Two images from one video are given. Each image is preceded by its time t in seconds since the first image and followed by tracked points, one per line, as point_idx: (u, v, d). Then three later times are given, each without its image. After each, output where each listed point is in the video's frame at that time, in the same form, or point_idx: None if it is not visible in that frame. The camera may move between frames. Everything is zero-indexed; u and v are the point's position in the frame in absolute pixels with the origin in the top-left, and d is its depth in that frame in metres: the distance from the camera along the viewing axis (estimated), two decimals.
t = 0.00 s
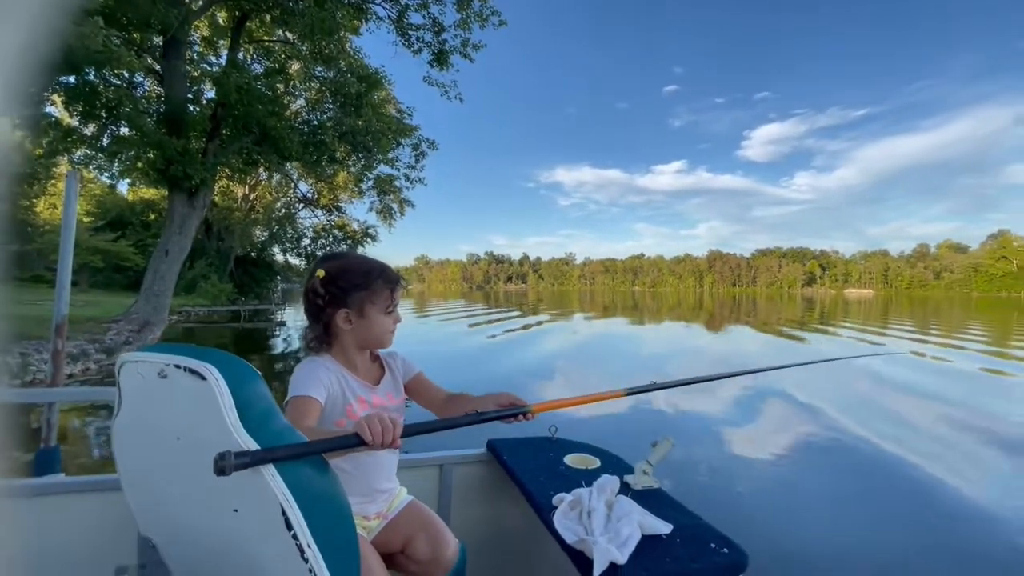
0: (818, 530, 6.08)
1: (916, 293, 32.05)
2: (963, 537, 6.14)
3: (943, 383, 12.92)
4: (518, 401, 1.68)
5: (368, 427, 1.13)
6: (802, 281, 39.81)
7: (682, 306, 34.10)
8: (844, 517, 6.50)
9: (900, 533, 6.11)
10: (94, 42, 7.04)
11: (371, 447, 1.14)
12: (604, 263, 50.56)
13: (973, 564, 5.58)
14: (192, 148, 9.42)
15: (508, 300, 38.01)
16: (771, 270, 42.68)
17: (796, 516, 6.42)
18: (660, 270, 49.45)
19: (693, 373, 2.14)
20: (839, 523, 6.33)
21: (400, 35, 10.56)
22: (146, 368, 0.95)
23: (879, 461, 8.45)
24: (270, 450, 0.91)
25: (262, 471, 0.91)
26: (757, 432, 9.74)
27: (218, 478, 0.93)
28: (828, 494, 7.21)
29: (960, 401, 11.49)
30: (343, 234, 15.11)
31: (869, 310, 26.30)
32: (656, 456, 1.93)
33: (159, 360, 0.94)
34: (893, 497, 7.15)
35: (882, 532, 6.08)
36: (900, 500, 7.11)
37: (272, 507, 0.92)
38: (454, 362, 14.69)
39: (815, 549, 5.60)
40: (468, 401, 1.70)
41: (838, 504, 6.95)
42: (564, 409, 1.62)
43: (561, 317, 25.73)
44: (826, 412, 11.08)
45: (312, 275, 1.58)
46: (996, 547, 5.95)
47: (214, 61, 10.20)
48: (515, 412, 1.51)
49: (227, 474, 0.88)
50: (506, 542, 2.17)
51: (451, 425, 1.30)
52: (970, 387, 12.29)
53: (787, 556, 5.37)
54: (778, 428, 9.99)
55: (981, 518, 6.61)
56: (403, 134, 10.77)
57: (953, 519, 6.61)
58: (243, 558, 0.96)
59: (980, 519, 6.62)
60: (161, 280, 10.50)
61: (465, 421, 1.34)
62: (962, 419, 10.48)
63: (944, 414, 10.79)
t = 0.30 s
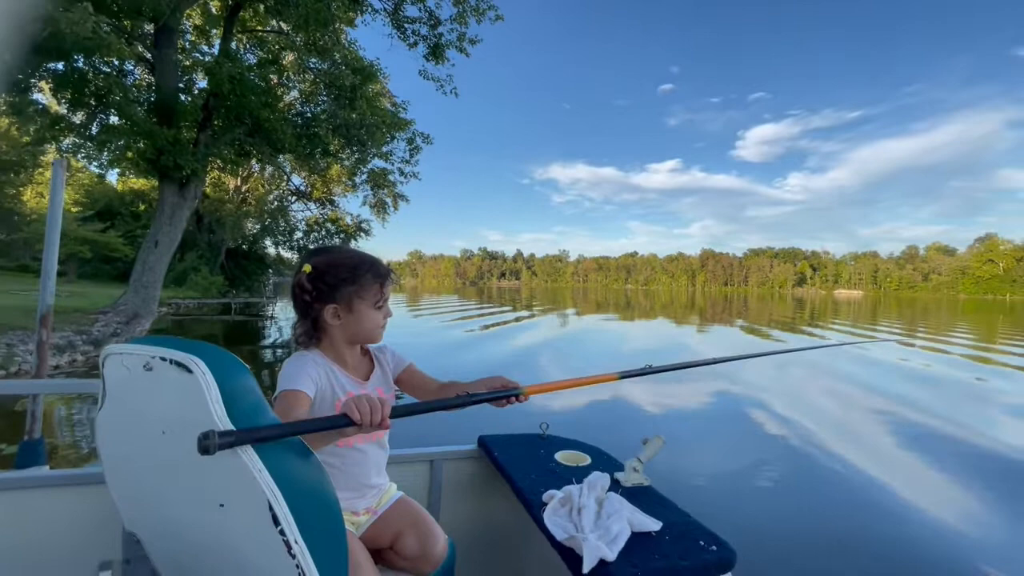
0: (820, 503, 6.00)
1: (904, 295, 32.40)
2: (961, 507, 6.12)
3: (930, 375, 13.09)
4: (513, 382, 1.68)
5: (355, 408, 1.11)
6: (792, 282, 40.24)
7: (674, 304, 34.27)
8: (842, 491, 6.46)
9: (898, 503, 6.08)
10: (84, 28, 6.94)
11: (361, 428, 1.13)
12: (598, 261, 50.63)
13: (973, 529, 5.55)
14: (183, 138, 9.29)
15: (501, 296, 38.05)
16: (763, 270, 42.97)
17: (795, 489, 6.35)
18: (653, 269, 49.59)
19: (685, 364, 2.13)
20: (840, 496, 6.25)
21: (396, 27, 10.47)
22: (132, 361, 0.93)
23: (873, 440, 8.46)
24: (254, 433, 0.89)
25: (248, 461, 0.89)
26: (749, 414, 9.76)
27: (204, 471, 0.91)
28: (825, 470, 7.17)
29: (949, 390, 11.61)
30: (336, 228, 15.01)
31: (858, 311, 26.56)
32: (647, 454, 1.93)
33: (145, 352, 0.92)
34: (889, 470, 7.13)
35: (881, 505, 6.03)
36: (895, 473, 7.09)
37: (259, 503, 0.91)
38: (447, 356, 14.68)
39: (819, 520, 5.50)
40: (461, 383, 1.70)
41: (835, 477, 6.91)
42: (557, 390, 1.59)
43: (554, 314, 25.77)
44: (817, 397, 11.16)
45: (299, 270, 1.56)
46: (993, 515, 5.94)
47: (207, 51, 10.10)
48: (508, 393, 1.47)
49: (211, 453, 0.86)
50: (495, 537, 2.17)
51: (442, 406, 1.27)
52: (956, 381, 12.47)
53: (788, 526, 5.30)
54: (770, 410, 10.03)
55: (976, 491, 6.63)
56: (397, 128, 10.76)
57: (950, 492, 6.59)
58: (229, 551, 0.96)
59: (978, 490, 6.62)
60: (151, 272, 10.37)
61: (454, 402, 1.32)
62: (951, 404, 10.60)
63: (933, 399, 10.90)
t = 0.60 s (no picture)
0: (817, 495, 5.97)
1: (899, 295, 32.58)
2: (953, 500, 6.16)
3: (923, 373, 13.18)
4: (504, 369, 1.70)
5: (340, 393, 1.12)
6: (788, 283, 40.44)
7: (670, 303, 34.39)
8: (839, 482, 6.43)
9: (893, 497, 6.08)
10: (78, 20, 6.87)
11: (347, 411, 1.14)
12: (594, 260, 50.70)
13: (967, 525, 5.56)
14: (179, 132, 9.22)
15: (498, 294, 38.04)
16: (759, 270, 43.09)
17: (792, 482, 6.31)
18: (650, 268, 49.66)
19: (678, 358, 2.13)
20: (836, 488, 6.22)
21: (394, 23, 10.42)
22: (121, 355, 0.93)
23: (866, 433, 8.49)
24: (239, 419, 0.89)
25: (236, 452, 0.89)
26: (744, 407, 9.79)
27: (193, 466, 0.91)
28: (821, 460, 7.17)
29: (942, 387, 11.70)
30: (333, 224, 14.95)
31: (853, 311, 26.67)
32: (640, 451, 1.93)
33: (133, 346, 0.91)
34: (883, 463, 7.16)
35: (877, 497, 6.01)
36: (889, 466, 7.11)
37: (248, 499, 0.90)
38: (442, 353, 14.67)
39: (816, 516, 5.43)
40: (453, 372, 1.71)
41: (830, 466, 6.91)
42: (548, 377, 1.60)
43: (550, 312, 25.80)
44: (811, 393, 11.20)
45: (293, 264, 1.55)
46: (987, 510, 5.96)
47: (203, 44, 10.02)
48: (499, 380, 1.48)
49: (193, 435, 0.85)
50: (488, 535, 2.17)
51: (431, 391, 1.28)
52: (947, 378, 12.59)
53: (786, 521, 5.25)
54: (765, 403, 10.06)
55: (968, 485, 6.67)
56: (395, 124, 10.72)
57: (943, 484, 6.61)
58: (218, 547, 0.95)
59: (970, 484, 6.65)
60: (145, 267, 10.27)
61: (444, 388, 1.33)
62: (943, 401, 10.66)
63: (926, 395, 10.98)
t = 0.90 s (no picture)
0: (813, 499, 5.96)
1: (896, 296, 32.71)
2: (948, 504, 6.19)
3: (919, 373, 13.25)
4: (505, 357, 1.71)
5: (342, 386, 1.12)
6: (785, 283, 40.56)
7: (668, 303, 34.41)
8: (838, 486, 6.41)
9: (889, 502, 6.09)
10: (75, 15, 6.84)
11: (350, 404, 1.13)
12: (593, 259, 50.79)
13: (962, 531, 5.58)
14: (177, 129, 9.20)
15: (496, 292, 38.06)
16: (757, 270, 43.16)
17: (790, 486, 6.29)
18: (649, 267, 49.64)
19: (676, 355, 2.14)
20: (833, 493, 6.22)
21: (393, 21, 10.40)
22: (119, 354, 0.93)
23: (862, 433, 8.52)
24: (240, 415, 0.89)
25: (234, 450, 0.89)
26: (740, 405, 9.81)
27: (192, 464, 0.91)
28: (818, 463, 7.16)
29: (938, 387, 11.75)
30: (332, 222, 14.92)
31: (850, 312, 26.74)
32: (637, 450, 1.94)
33: (132, 344, 0.91)
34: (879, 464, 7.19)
35: (873, 503, 6.03)
36: (886, 468, 7.12)
37: (247, 500, 0.90)
38: (440, 351, 14.67)
39: (813, 521, 5.40)
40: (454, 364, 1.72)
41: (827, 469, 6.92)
42: (548, 364, 1.62)
43: (549, 311, 25.78)
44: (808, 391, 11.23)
45: (288, 263, 1.54)
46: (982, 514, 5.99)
47: (201, 40, 9.98)
48: (502, 367, 1.49)
49: (196, 432, 0.86)
50: (485, 533, 2.18)
51: (433, 381, 1.29)
52: (943, 378, 12.66)
53: (784, 527, 5.23)
54: (762, 403, 10.08)
55: (962, 486, 6.71)
56: (394, 122, 10.70)
57: (939, 487, 6.63)
58: (216, 547, 0.95)
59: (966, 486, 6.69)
60: (143, 264, 10.23)
61: (446, 377, 1.33)
62: (940, 400, 10.68)
63: (922, 395, 11.04)
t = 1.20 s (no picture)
0: (814, 503, 5.94)
1: (897, 296, 32.66)
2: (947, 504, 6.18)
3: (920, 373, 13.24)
4: (509, 349, 1.71)
5: (351, 388, 1.11)
6: (787, 283, 40.49)
7: (669, 303, 34.39)
8: (837, 489, 6.39)
9: (888, 501, 6.08)
10: (76, 14, 6.84)
11: (360, 405, 1.13)
12: (593, 259, 50.80)
13: (963, 532, 5.57)
14: (178, 129, 9.21)
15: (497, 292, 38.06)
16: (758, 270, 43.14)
17: (789, 490, 6.25)
18: (650, 267, 49.62)
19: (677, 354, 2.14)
20: (831, 496, 6.18)
21: (394, 21, 10.41)
22: (123, 356, 0.93)
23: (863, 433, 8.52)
24: (247, 420, 0.89)
25: (238, 453, 0.89)
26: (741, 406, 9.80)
27: (196, 466, 0.91)
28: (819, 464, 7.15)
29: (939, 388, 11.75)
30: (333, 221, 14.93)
31: (851, 312, 26.70)
32: (638, 452, 1.94)
33: (136, 347, 0.92)
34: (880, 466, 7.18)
35: (872, 505, 6.01)
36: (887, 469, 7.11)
37: (251, 503, 0.90)
38: (441, 352, 14.67)
39: (814, 526, 5.37)
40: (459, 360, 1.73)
41: (827, 472, 6.91)
42: (553, 353, 1.62)
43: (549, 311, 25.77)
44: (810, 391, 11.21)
45: (290, 266, 1.52)
46: (981, 515, 5.99)
47: (203, 40, 10.00)
48: (507, 358, 1.50)
49: (205, 443, 0.86)
50: (484, 534, 2.18)
51: (441, 376, 1.28)
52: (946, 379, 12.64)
53: (784, 531, 5.19)
54: (762, 403, 10.08)
55: (963, 487, 6.69)
56: (395, 122, 10.71)
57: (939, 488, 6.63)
58: (218, 548, 0.95)
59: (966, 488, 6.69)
60: (144, 263, 10.24)
61: (455, 372, 1.33)
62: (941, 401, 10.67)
63: (921, 396, 11.04)
